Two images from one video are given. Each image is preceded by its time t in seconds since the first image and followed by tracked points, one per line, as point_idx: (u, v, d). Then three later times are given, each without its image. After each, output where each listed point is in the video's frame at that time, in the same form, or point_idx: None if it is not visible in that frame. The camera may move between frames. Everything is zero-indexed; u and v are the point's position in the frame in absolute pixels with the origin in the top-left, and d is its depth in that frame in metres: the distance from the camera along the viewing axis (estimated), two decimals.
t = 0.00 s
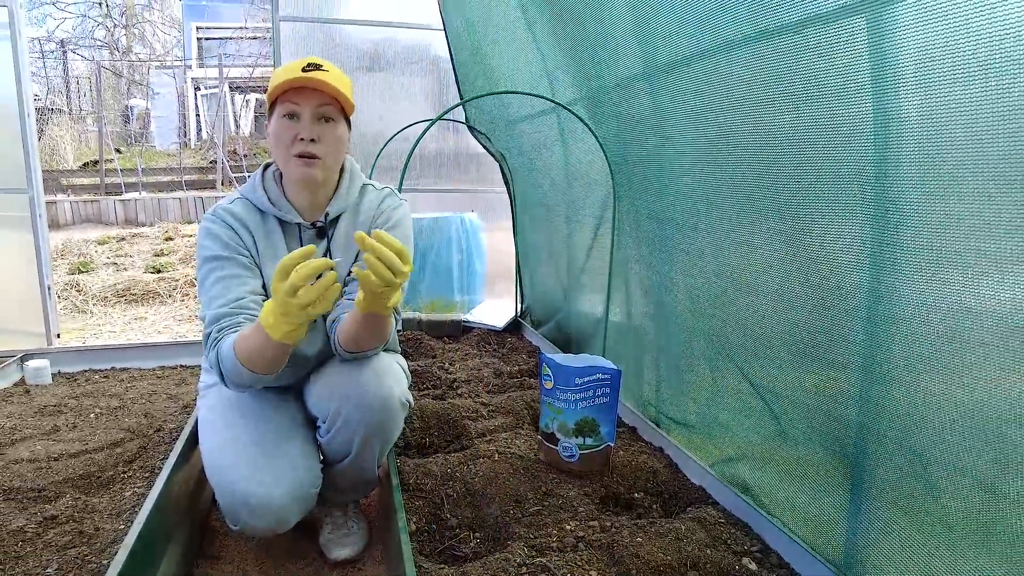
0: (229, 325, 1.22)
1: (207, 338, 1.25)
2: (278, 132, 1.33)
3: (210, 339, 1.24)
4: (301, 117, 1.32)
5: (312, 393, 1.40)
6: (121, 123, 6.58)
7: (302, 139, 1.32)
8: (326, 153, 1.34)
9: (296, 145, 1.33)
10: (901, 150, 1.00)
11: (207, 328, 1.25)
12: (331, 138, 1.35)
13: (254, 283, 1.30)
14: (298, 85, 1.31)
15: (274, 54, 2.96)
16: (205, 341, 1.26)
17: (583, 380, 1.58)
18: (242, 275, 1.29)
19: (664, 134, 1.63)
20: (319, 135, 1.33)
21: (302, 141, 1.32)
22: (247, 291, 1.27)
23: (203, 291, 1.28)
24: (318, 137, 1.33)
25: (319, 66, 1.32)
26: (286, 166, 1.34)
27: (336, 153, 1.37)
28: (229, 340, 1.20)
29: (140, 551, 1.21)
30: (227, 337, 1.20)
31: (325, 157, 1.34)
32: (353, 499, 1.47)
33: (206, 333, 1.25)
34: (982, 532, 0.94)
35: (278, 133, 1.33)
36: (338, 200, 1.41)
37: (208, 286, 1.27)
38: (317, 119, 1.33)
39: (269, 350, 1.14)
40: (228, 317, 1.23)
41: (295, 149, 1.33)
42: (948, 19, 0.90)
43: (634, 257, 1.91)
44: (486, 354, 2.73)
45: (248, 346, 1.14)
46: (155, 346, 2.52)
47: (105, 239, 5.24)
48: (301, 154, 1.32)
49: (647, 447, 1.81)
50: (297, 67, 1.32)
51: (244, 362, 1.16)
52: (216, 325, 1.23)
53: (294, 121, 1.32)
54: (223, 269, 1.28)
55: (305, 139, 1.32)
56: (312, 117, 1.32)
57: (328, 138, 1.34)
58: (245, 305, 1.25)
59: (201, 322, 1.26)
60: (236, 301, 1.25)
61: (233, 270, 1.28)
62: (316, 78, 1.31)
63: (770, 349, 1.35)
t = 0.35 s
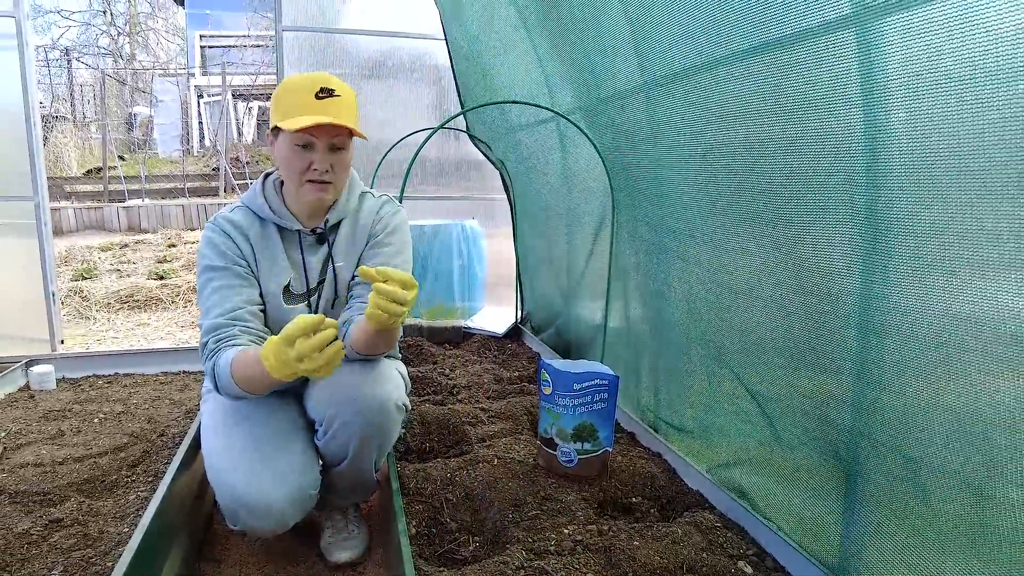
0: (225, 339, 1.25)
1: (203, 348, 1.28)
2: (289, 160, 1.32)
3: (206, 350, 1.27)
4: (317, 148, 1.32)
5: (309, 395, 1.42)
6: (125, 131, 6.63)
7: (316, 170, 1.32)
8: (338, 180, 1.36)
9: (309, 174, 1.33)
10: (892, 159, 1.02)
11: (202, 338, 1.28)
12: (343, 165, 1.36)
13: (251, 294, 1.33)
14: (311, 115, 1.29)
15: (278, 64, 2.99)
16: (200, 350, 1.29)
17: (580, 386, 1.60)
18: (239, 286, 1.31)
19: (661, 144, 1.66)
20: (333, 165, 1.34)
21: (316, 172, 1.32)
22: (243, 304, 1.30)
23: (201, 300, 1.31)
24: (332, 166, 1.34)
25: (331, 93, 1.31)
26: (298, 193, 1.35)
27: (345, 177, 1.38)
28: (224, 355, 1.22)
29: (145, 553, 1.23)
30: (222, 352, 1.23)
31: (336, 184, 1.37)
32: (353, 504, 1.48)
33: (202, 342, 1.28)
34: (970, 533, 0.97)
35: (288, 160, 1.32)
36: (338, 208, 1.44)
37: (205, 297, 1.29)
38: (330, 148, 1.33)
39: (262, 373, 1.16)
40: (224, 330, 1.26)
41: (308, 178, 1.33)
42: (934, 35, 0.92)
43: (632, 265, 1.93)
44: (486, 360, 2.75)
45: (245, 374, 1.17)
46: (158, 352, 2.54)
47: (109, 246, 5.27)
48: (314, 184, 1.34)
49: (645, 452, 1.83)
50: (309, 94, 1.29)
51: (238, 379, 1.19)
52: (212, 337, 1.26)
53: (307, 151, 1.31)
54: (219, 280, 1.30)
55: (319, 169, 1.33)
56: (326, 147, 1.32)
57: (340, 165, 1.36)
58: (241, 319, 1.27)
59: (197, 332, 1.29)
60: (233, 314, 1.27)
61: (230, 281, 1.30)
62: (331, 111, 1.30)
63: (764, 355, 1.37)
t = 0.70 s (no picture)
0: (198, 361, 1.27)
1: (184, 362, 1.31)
2: (300, 178, 1.31)
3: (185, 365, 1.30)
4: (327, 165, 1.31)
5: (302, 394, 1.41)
6: (129, 135, 6.67)
7: (328, 187, 1.32)
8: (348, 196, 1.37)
9: (321, 192, 1.32)
10: (886, 165, 1.04)
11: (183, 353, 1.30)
12: (351, 180, 1.36)
13: (236, 312, 1.33)
14: (316, 132, 1.30)
15: (280, 71, 3.01)
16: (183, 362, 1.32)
17: (578, 390, 1.61)
18: (225, 305, 1.32)
19: (660, 149, 1.67)
20: (343, 181, 1.34)
21: (328, 190, 1.32)
22: (223, 326, 1.30)
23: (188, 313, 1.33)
24: (343, 182, 1.34)
25: (335, 111, 1.32)
26: (310, 211, 1.35)
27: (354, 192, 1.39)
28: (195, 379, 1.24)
29: (149, 553, 1.25)
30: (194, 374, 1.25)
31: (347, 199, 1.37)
32: (354, 505, 1.50)
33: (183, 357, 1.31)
34: (964, 533, 0.98)
35: (300, 178, 1.32)
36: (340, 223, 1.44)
37: (192, 311, 1.31)
38: (339, 165, 1.33)
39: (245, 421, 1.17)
40: (203, 351, 1.27)
41: (320, 196, 1.33)
42: (924, 44, 0.94)
43: (630, 269, 1.95)
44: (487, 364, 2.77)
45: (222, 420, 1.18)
46: (162, 355, 2.56)
47: (113, 250, 5.30)
48: (326, 201, 1.34)
49: (645, 455, 1.85)
50: (313, 112, 1.29)
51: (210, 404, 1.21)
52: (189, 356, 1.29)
53: (319, 168, 1.31)
54: (203, 298, 1.31)
55: (331, 187, 1.32)
56: (337, 164, 1.32)
57: (350, 181, 1.36)
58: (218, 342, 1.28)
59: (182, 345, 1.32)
60: (214, 335, 1.28)
61: (216, 300, 1.31)
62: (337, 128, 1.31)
63: (761, 358, 1.38)
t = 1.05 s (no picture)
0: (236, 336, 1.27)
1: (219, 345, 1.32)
2: (301, 160, 1.35)
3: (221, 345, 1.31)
4: (324, 146, 1.35)
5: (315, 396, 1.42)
6: (133, 138, 6.69)
7: (327, 169, 1.35)
8: (349, 179, 1.38)
9: (320, 174, 1.36)
10: (887, 166, 1.04)
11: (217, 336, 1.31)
12: (353, 164, 1.38)
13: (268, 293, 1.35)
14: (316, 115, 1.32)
15: (284, 74, 3.03)
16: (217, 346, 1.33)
17: (582, 391, 1.61)
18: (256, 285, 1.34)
19: (662, 152, 1.68)
20: (342, 164, 1.36)
21: (326, 171, 1.35)
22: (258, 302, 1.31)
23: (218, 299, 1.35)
24: (342, 166, 1.36)
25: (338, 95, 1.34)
26: (311, 194, 1.37)
27: (356, 177, 1.41)
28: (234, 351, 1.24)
29: (155, 553, 1.26)
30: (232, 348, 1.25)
31: (348, 183, 1.39)
32: (358, 507, 1.50)
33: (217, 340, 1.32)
34: (965, 535, 0.99)
35: (301, 160, 1.35)
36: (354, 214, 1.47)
37: (223, 295, 1.33)
38: (338, 147, 1.36)
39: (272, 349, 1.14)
40: (240, 327, 1.28)
41: (320, 179, 1.36)
42: (924, 47, 0.95)
43: (633, 271, 1.96)
44: (489, 365, 2.78)
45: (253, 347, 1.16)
46: (165, 356, 2.57)
47: (117, 252, 5.32)
48: (326, 184, 1.36)
49: (647, 456, 1.85)
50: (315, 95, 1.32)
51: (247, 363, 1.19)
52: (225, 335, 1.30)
53: (318, 150, 1.35)
54: (235, 280, 1.33)
55: (329, 168, 1.35)
56: (335, 146, 1.35)
57: (350, 165, 1.38)
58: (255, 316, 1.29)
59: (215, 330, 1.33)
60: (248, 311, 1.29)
61: (247, 281, 1.33)
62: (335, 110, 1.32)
63: (763, 360, 1.39)
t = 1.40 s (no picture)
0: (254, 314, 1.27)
1: (235, 327, 1.31)
2: (314, 171, 1.35)
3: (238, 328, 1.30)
4: (336, 164, 1.34)
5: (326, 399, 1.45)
6: (136, 139, 6.71)
7: (336, 187, 1.34)
8: (359, 196, 1.38)
9: (330, 189, 1.36)
10: (890, 168, 1.04)
11: (234, 318, 1.31)
12: (364, 182, 1.37)
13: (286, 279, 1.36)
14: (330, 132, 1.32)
15: (288, 76, 3.04)
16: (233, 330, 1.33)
17: (585, 393, 1.61)
18: (276, 271, 1.35)
19: (665, 154, 1.68)
20: (352, 183, 1.35)
21: (335, 189, 1.34)
22: (278, 286, 1.32)
23: (235, 285, 1.35)
24: (351, 184, 1.35)
25: (353, 114, 1.32)
26: (322, 205, 1.39)
27: (367, 193, 1.40)
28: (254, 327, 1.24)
29: (160, 553, 1.26)
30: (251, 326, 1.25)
31: (357, 199, 1.38)
32: (362, 508, 1.50)
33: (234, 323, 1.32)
34: (968, 536, 0.99)
35: (314, 172, 1.36)
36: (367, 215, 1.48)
37: (242, 279, 1.33)
38: (351, 166, 1.34)
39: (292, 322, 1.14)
40: (260, 306, 1.28)
41: (329, 193, 1.36)
42: (927, 50, 0.95)
43: (636, 272, 1.96)
44: (492, 367, 2.78)
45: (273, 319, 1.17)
46: (169, 357, 2.58)
47: (121, 253, 5.34)
48: (335, 199, 1.36)
49: (650, 458, 1.86)
50: (332, 110, 1.32)
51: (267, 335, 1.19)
52: (241, 317, 1.29)
53: (329, 166, 1.34)
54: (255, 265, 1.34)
55: (338, 186, 1.34)
56: (346, 165, 1.33)
57: (361, 182, 1.36)
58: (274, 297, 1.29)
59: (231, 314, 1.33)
60: (267, 293, 1.30)
61: (268, 266, 1.34)
62: (346, 131, 1.31)
63: (766, 361, 1.39)
